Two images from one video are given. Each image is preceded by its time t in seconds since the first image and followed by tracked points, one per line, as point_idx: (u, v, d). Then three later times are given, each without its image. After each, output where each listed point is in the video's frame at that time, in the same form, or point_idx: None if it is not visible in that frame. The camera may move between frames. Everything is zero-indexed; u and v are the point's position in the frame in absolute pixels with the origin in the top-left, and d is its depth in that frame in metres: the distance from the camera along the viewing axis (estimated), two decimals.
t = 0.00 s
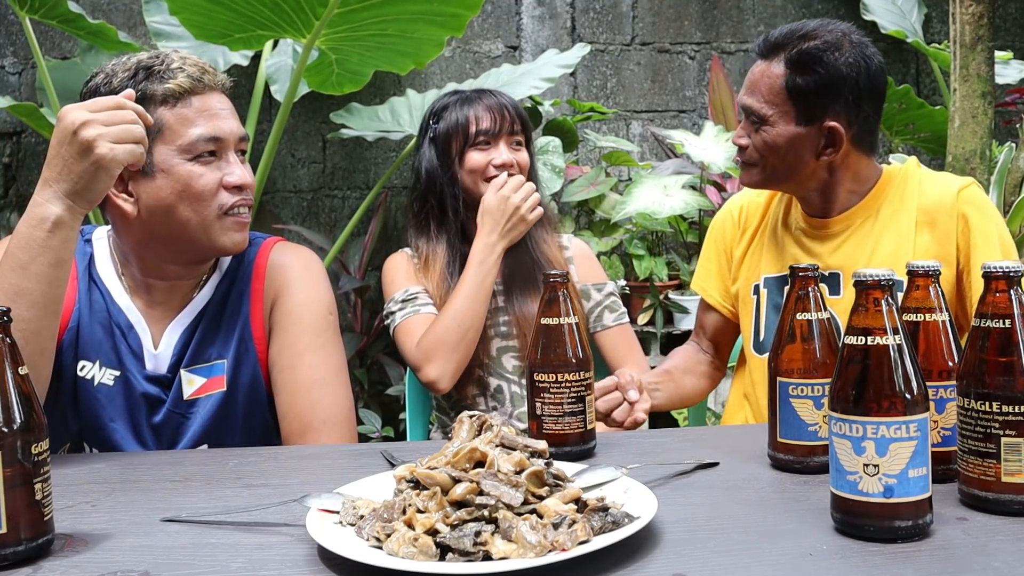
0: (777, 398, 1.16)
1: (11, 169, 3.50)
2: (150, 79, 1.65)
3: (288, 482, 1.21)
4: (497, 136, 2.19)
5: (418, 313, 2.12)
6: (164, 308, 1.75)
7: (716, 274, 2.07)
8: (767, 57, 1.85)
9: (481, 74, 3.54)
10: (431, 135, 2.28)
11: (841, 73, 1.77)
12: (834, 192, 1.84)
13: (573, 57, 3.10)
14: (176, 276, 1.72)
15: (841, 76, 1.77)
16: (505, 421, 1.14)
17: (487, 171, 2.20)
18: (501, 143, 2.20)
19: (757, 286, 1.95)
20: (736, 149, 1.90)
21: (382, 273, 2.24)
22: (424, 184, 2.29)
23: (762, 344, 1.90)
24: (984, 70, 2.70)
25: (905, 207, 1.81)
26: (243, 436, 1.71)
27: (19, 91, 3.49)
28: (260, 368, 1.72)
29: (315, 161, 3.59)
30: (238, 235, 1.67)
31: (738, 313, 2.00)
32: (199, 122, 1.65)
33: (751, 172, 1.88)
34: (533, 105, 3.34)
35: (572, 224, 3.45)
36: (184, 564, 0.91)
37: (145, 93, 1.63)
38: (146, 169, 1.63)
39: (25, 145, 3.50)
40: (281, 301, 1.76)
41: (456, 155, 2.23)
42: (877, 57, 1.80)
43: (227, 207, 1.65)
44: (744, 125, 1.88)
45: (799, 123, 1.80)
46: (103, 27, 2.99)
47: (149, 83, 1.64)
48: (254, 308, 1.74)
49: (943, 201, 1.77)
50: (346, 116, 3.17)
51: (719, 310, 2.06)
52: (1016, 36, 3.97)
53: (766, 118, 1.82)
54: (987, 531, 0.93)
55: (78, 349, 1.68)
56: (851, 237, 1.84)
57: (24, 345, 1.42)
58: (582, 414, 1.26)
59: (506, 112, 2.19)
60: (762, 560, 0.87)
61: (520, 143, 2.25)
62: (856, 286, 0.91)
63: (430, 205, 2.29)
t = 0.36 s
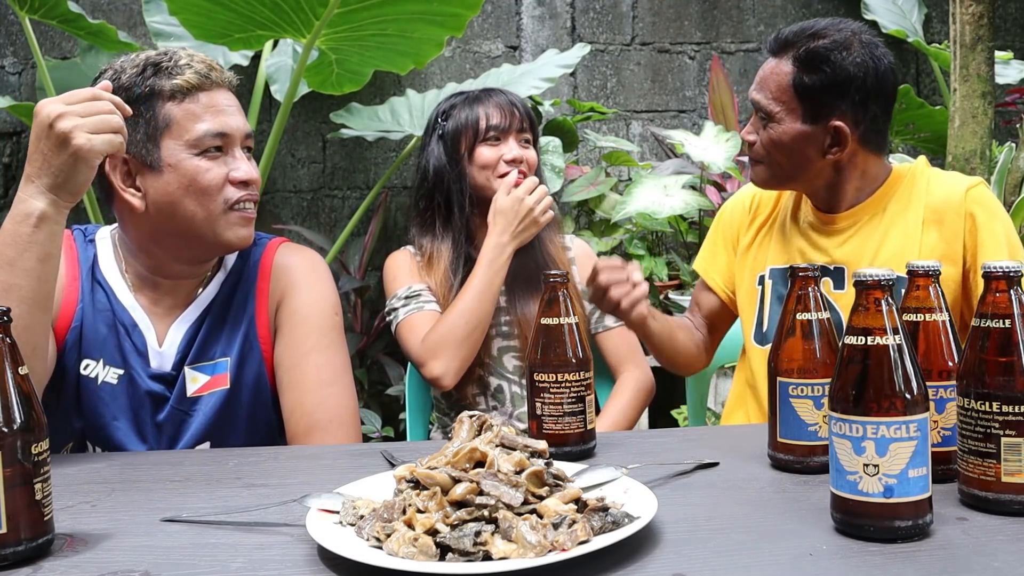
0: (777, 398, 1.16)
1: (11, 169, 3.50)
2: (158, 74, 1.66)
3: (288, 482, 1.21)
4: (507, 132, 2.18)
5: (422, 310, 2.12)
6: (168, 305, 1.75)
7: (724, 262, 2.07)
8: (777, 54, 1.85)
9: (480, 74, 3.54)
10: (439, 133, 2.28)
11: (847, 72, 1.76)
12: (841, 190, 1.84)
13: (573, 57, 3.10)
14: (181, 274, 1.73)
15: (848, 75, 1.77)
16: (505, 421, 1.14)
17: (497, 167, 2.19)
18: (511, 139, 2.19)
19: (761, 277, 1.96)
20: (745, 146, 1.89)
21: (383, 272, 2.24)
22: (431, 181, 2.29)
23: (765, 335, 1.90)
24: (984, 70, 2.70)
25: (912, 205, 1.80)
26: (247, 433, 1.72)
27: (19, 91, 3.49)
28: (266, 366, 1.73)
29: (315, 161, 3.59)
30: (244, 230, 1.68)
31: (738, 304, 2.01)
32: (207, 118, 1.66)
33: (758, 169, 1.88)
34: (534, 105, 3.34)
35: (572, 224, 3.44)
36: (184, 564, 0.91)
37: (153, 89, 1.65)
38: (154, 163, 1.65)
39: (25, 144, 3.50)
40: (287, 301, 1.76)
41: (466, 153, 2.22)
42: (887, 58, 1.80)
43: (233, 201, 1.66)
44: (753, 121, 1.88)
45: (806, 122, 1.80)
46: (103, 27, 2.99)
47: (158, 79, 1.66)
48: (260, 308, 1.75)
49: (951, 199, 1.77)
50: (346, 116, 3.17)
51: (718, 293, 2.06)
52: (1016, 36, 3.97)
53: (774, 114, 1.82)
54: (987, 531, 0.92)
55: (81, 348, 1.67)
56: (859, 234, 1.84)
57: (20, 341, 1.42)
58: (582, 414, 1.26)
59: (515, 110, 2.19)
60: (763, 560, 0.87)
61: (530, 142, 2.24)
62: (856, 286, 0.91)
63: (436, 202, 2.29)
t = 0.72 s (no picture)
0: (777, 398, 1.16)
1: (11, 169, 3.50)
2: (160, 56, 1.71)
3: (288, 482, 1.21)
4: (514, 133, 2.19)
5: (423, 312, 2.10)
6: (174, 291, 1.77)
7: (722, 247, 2.10)
8: (781, 50, 1.84)
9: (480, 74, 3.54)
10: (446, 131, 2.28)
11: (849, 65, 1.76)
12: (843, 184, 1.85)
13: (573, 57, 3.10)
14: (185, 257, 1.76)
15: (850, 68, 1.76)
16: (505, 421, 1.14)
17: (503, 166, 2.18)
18: (518, 140, 2.20)
19: (762, 269, 1.97)
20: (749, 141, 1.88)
21: (387, 270, 2.24)
22: (436, 180, 2.29)
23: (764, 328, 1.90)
24: (984, 70, 2.70)
25: (914, 201, 1.81)
26: (256, 419, 1.72)
27: (19, 91, 3.49)
28: (273, 352, 1.74)
29: (315, 161, 3.59)
30: (246, 206, 1.70)
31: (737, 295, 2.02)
32: (208, 97, 1.70)
33: (763, 166, 1.85)
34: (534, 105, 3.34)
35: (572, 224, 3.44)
36: (184, 564, 0.91)
37: (156, 70, 1.69)
38: (158, 140, 1.69)
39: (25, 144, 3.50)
40: (295, 292, 1.78)
41: (472, 151, 2.22)
42: (889, 51, 1.80)
43: (235, 176, 1.69)
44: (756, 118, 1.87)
45: (810, 115, 1.79)
46: (103, 27, 2.99)
47: (160, 60, 1.70)
48: (268, 297, 1.76)
49: (953, 197, 1.76)
50: (346, 116, 3.17)
51: (707, 276, 2.11)
52: (1016, 36, 3.97)
53: (777, 109, 1.81)
54: (987, 531, 0.92)
55: (86, 341, 1.67)
56: (860, 229, 1.84)
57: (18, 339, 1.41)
58: (582, 414, 1.26)
59: (523, 111, 2.21)
60: (762, 561, 0.86)
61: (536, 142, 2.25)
62: (855, 286, 0.91)
63: (441, 199, 2.29)
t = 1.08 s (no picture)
0: (777, 398, 1.16)
1: (11, 169, 3.50)
2: (162, 37, 1.84)
3: (288, 482, 1.21)
4: (506, 142, 2.17)
5: (417, 317, 2.12)
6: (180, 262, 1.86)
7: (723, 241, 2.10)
8: (759, 71, 1.79)
9: (480, 75, 3.54)
10: (439, 134, 2.27)
11: (838, 71, 1.73)
12: (841, 184, 1.84)
13: (573, 57, 3.10)
14: (187, 232, 1.86)
15: (840, 73, 1.73)
16: (505, 421, 1.14)
17: (495, 177, 2.19)
18: (510, 150, 2.19)
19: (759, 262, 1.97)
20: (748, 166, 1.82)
21: (382, 274, 2.24)
22: (429, 184, 2.29)
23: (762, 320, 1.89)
24: (984, 70, 2.70)
25: (907, 197, 1.80)
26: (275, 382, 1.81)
27: (19, 91, 3.49)
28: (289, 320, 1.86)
29: (315, 161, 3.59)
30: (241, 175, 1.80)
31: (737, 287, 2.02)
32: (205, 74, 1.81)
33: (767, 186, 1.82)
34: (534, 105, 3.34)
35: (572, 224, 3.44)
36: (183, 565, 0.91)
37: (157, 49, 1.82)
38: (158, 112, 1.78)
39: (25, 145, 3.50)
40: (307, 270, 1.95)
41: (464, 159, 2.21)
42: (869, 48, 1.79)
43: (231, 146, 1.79)
44: (749, 141, 1.81)
45: (810, 127, 1.74)
46: (104, 27, 2.99)
47: (161, 41, 1.83)
48: (284, 273, 1.90)
49: (945, 192, 1.75)
50: (346, 116, 3.17)
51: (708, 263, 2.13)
52: (1016, 36, 3.97)
53: (774, 128, 1.75)
54: (988, 531, 0.92)
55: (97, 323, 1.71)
56: (855, 226, 1.84)
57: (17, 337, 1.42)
58: (582, 414, 1.27)
59: (515, 117, 2.18)
60: (762, 561, 0.86)
61: (528, 149, 2.24)
62: (855, 286, 0.91)
63: (433, 205, 2.29)
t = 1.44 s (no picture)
0: (777, 398, 1.16)
1: (11, 169, 3.50)
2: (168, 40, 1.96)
3: (288, 482, 1.20)
4: (498, 150, 2.16)
5: (416, 321, 2.11)
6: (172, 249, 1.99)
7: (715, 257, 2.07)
8: (750, 98, 1.64)
9: (480, 75, 3.54)
10: (432, 141, 2.26)
11: (836, 83, 1.66)
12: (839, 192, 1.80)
13: (573, 57, 3.10)
14: (179, 222, 1.98)
15: (837, 87, 1.66)
16: (505, 421, 1.14)
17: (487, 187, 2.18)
18: (502, 157, 2.17)
19: (753, 276, 1.93)
20: (754, 197, 1.70)
21: (381, 276, 2.24)
22: (425, 190, 2.29)
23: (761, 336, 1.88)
24: (984, 70, 2.70)
25: (899, 198, 1.78)
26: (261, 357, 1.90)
27: (19, 91, 3.49)
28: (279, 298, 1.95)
29: (315, 161, 3.59)
30: (227, 173, 1.91)
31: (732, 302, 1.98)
32: (203, 77, 1.91)
33: (781, 213, 1.71)
34: (534, 105, 3.34)
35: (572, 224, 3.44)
36: (183, 565, 0.91)
37: (162, 50, 1.93)
38: (156, 109, 1.88)
39: (25, 145, 3.50)
40: (299, 264, 2.05)
41: (457, 167, 2.20)
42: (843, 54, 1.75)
43: (221, 146, 1.90)
44: (752, 172, 1.67)
45: (821, 144, 1.65)
46: (104, 27, 2.99)
47: (168, 44, 1.95)
48: (276, 265, 1.99)
49: (936, 189, 1.76)
50: (346, 116, 3.17)
51: (703, 284, 2.08)
52: (1016, 36, 3.97)
53: (788, 153, 1.63)
54: (988, 531, 0.92)
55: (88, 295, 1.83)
56: (851, 230, 1.81)
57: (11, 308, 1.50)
58: (582, 414, 1.27)
59: (507, 122, 2.15)
60: (761, 561, 0.86)
61: (521, 154, 2.22)
62: (855, 286, 0.91)
63: (428, 212, 2.30)
